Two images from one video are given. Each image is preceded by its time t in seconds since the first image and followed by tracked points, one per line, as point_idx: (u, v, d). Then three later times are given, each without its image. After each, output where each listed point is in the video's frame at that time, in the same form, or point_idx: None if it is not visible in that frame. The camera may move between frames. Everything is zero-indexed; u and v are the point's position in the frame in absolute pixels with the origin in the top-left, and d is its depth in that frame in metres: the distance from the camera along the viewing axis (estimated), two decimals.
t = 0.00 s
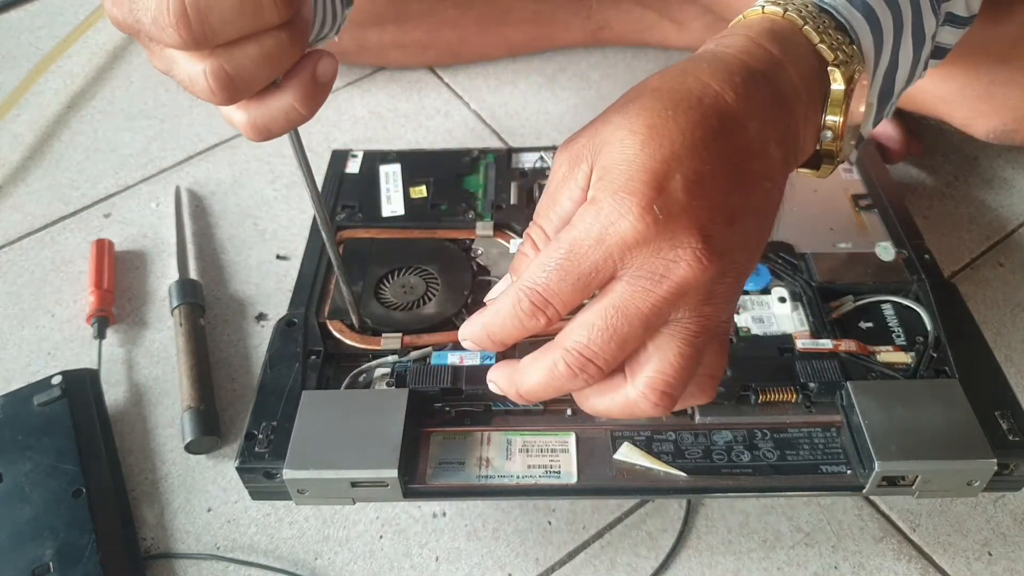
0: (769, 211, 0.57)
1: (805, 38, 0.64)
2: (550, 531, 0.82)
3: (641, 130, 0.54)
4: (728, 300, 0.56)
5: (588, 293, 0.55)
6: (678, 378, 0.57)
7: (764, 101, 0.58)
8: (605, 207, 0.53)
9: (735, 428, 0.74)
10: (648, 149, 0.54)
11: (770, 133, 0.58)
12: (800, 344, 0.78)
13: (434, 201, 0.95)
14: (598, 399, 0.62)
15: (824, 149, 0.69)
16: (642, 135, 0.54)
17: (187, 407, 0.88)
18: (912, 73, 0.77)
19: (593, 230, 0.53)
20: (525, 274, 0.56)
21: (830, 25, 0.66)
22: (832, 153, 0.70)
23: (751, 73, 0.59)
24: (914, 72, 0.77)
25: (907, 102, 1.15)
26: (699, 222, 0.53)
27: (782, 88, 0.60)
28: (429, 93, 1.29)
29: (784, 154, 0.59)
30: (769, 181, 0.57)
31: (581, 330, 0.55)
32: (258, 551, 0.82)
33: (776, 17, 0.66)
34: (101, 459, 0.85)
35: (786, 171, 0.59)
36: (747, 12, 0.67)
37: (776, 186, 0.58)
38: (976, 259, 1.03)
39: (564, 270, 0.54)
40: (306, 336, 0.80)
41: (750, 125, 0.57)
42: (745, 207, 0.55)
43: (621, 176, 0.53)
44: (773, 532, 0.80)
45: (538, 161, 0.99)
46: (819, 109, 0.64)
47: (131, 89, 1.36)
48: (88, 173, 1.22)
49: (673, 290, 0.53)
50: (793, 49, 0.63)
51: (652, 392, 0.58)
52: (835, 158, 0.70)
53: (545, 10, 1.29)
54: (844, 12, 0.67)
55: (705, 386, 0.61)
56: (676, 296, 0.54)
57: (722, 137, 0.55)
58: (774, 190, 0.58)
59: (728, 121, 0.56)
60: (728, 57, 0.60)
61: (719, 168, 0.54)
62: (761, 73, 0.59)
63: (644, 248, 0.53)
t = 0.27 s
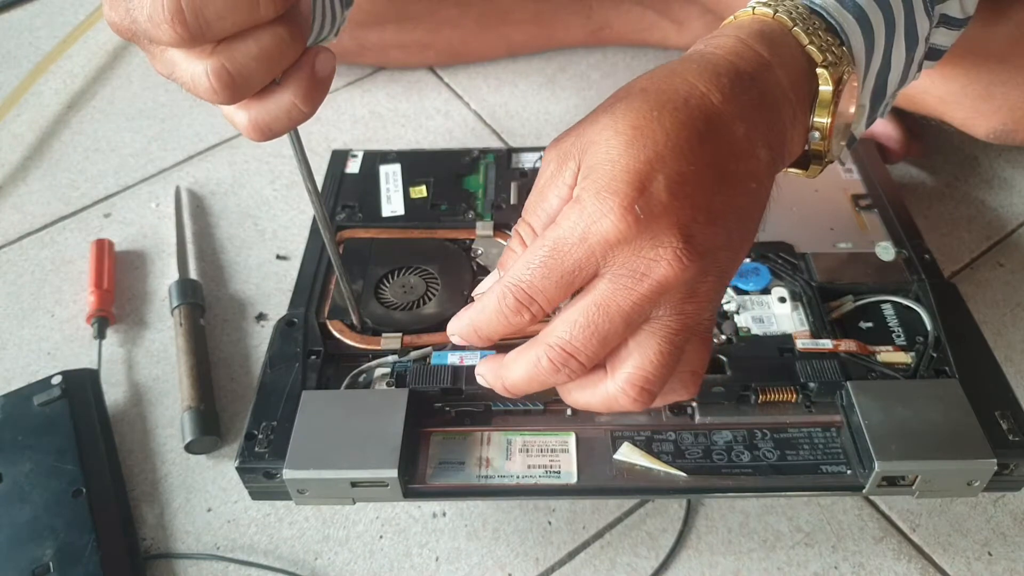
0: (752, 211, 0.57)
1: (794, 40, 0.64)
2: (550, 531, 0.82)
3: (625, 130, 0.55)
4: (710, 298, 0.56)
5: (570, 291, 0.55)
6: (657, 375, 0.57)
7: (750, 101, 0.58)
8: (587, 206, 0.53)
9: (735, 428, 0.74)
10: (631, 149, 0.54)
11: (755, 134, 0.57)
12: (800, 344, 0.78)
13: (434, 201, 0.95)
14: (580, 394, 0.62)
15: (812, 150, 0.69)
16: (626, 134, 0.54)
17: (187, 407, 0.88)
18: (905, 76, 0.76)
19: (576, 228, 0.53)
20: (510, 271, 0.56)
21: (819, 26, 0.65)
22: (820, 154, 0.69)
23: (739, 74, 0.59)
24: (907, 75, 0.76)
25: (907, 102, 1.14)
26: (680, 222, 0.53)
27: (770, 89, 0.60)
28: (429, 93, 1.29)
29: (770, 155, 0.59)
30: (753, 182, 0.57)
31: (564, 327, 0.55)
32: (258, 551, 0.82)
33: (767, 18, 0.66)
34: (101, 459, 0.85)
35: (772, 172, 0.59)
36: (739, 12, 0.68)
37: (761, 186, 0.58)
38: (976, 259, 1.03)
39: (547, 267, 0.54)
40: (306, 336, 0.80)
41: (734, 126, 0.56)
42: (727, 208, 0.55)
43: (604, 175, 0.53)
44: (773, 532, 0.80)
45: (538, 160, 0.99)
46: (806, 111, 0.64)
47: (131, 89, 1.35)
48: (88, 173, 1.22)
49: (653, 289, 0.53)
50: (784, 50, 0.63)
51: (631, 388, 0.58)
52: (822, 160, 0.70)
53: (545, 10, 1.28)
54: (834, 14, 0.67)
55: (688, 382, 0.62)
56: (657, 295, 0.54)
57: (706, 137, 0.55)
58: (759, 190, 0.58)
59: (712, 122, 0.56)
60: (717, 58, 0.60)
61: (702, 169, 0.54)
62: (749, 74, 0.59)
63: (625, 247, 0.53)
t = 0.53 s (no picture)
0: (718, 211, 0.56)
1: (768, 42, 0.63)
2: (550, 531, 0.81)
3: (593, 128, 0.54)
4: (674, 295, 0.55)
5: (535, 284, 0.55)
6: (618, 367, 0.57)
7: (719, 101, 0.57)
8: (551, 202, 0.53)
9: (735, 428, 0.74)
10: (596, 148, 0.54)
11: (723, 134, 0.57)
12: (800, 344, 0.78)
13: (434, 201, 0.95)
14: (546, 381, 0.62)
15: (787, 151, 0.67)
16: (592, 133, 0.54)
17: (187, 407, 0.88)
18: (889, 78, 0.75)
19: (541, 224, 0.53)
20: (481, 263, 0.56)
21: (796, 29, 0.64)
22: (795, 154, 0.67)
23: (710, 76, 0.59)
24: (892, 78, 0.75)
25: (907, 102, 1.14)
26: (642, 219, 0.52)
27: (741, 90, 0.59)
28: (429, 93, 1.29)
29: (740, 155, 0.58)
30: (720, 182, 0.56)
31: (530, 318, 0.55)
32: (258, 551, 0.82)
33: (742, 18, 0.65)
34: (101, 460, 0.85)
35: (741, 173, 0.58)
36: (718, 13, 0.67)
37: (728, 186, 0.57)
38: (976, 258, 1.03)
39: (513, 261, 0.54)
40: (306, 336, 0.80)
41: (701, 125, 0.56)
42: (690, 207, 0.54)
43: (568, 173, 0.53)
44: (773, 532, 0.80)
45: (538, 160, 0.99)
46: (780, 111, 0.63)
47: (131, 89, 1.35)
48: (88, 173, 1.22)
49: (613, 285, 0.53)
50: (759, 52, 0.62)
51: (593, 378, 0.58)
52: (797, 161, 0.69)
53: (545, 10, 1.28)
54: (811, 16, 0.65)
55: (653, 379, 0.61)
56: (617, 290, 0.53)
57: (671, 137, 0.55)
58: (725, 190, 0.57)
59: (679, 122, 0.55)
60: (690, 60, 0.60)
61: (665, 168, 0.54)
62: (721, 76, 0.59)
63: (586, 242, 0.52)
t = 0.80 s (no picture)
0: (702, 211, 0.56)
1: (756, 43, 0.63)
2: (550, 531, 0.82)
3: (578, 128, 0.55)
4: (657, 294, 0.55)
5: (519, 281, 0.55)
6: (599, 364, 0.57)
7: (703, 102, 0.57)
8: (535, 201, 0.53)
9: (735, 428, 0.74)
10: (580, 147, 0.54)
11: (707, 134, 0.57)
12: (800, 344, 0.78)
13: (434, 201, 0.95)
14: (529, 375, 0.62)
15: (775, 152, 0.67)
16: (576, 132, 0.54)
17: (187, 407, 0.88)
18: (880, 79, 0.76)
19: (525, 222, 0.53)
20: (468, 259, 0.57)
21: (784, 29, 0.65)
22: (783, 154, 0.67)
23: (696, 77, 0.59)
24: (883, 80, 0.76)
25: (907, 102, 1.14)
26: (624, 218, 0.52)
27: (726, 92, 0.59)
28: (429, 93, 1.29)
29: (725, 156, 0.58)
30: (704, 182, 0.56)
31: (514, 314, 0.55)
32: (258, 551, 0.82)
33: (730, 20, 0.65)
34: (101, 459, 0.85)
35: (725, 174, 0.58)
36: (706, 14, 0.67)
37: (712, 186, 0.57)
38: (976, 258, 1.03)
39: (498, 258, 0.54)
40: (306, 336, 0.80)
41: (685, 126, 0.56)
42: (673, 207, 0.54)
43: (552, 171, 0.53)
44: (773, 532, 0.80)
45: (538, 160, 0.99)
46: (765, 113, 0.63)
47: (131, 89, 1.35)
48: (88, 173, 1.22)
49: (595, 282, 0.53)
50: (745, 53, 0.62)
51: (575, 375, 0.58)
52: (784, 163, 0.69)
53: (545, 10, 1.28)
54: (800, 16, 0.66)
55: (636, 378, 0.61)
56: (599, 288, 0.53)
57: (654, 138, 0.55)
58: (710, 190, 0.57)
59: (663, 122, 0.55)
60: (676, 61, 0.60)
61: (648, 168, 0.54)
62: (706, 78, 0.59)
63: (569, 240, 0.52)
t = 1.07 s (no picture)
0: (670, 206, 0.56)
1: (731, 44, 0.63)
2: (550, 531, 0.81)
3: (549, 123, 0.55)
4: (623, 287, 0.56)
5: (491, 272, 0.56)
6: (565, 351, 0.59)
7: (674, 99, 0.57)
8: (504, 195, 0.53)
9: (735, 428, 0.74)
10: (550, 142, 0.54)
11: (677, 131, 0.57)
12: (800, 344, 0.77)
13: (434, 201, 0.95)
14: (502, 361, 0.63)
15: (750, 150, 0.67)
16: (547, 128, 0.54)
17: (187, 407, 0.88)
18: (864, 80, 0.75)
19: (495, 215, 0.54)
20: (443, 250, 0.58)
21: (760, 30, 0.64)
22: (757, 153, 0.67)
23: (668, 76, 0.59)
24: (866, 80, 0.76)
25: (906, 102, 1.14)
26: (590, 213, 0.53)
27: (698, 90, 0.59)
28: (429, 93, 1.29)
29: (696, 152, 0.58)
30: (672, 179, 0.56)
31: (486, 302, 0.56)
32: (258, 551, 0.82)
33: (706, 20, 0.65)
34: (101, 460, 0.85)
35: (696, 171, 0.58)
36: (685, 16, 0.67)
37: (681, 182, 0.57)
38: (976, 258, 1.03)
39: (469, 250, 0.55)
40: (306, 336, 0.80)
41: (654, 123, 0.56)
42: (640, 202, 0.54)
43: (522, 166, 0.54)
44: (773, 532, 0.80)
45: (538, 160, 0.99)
46: (739, 112, 0.62)
47: (131, 89, 1.35)
48: (88, 173, 1.22)
49: (561, 274, 0.54)
50: (719, 50, 0.62)
51: (542, 362, 0.59)
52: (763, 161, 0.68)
53: (545, 10, 1.28)
54: (777, 16, 0.66)
55: (602, 367, 0.62)
56: (564, 280, 0.54)
57: (623, 134, 0.55)
58: (679, 186, 0.57)
59: (633, 119, 0.55)
60: (651, 59, 0.60)
61: (616, 165, 0.54)
62: (678, 76, 0.59)
63: (536, 234, 0.53)
